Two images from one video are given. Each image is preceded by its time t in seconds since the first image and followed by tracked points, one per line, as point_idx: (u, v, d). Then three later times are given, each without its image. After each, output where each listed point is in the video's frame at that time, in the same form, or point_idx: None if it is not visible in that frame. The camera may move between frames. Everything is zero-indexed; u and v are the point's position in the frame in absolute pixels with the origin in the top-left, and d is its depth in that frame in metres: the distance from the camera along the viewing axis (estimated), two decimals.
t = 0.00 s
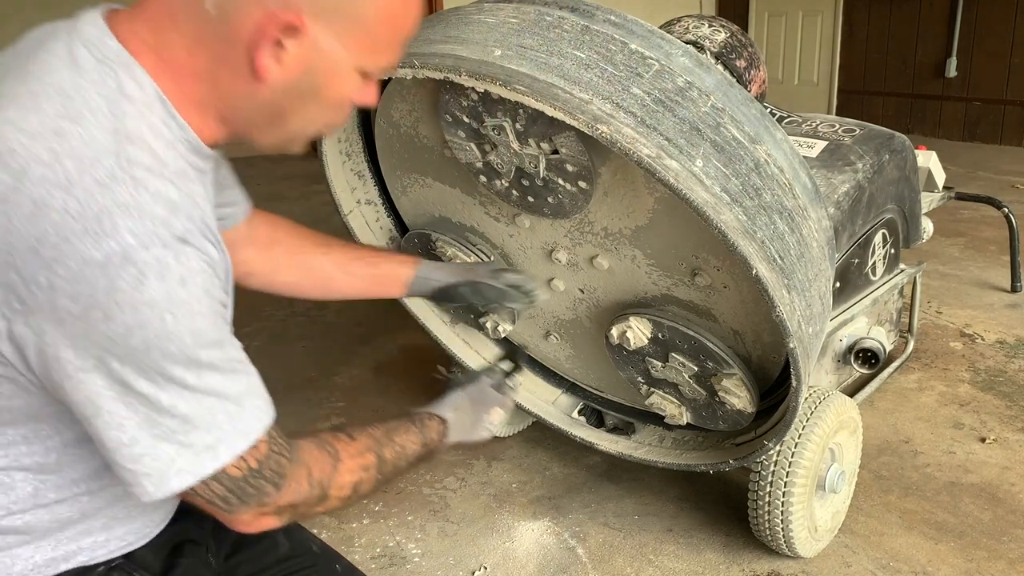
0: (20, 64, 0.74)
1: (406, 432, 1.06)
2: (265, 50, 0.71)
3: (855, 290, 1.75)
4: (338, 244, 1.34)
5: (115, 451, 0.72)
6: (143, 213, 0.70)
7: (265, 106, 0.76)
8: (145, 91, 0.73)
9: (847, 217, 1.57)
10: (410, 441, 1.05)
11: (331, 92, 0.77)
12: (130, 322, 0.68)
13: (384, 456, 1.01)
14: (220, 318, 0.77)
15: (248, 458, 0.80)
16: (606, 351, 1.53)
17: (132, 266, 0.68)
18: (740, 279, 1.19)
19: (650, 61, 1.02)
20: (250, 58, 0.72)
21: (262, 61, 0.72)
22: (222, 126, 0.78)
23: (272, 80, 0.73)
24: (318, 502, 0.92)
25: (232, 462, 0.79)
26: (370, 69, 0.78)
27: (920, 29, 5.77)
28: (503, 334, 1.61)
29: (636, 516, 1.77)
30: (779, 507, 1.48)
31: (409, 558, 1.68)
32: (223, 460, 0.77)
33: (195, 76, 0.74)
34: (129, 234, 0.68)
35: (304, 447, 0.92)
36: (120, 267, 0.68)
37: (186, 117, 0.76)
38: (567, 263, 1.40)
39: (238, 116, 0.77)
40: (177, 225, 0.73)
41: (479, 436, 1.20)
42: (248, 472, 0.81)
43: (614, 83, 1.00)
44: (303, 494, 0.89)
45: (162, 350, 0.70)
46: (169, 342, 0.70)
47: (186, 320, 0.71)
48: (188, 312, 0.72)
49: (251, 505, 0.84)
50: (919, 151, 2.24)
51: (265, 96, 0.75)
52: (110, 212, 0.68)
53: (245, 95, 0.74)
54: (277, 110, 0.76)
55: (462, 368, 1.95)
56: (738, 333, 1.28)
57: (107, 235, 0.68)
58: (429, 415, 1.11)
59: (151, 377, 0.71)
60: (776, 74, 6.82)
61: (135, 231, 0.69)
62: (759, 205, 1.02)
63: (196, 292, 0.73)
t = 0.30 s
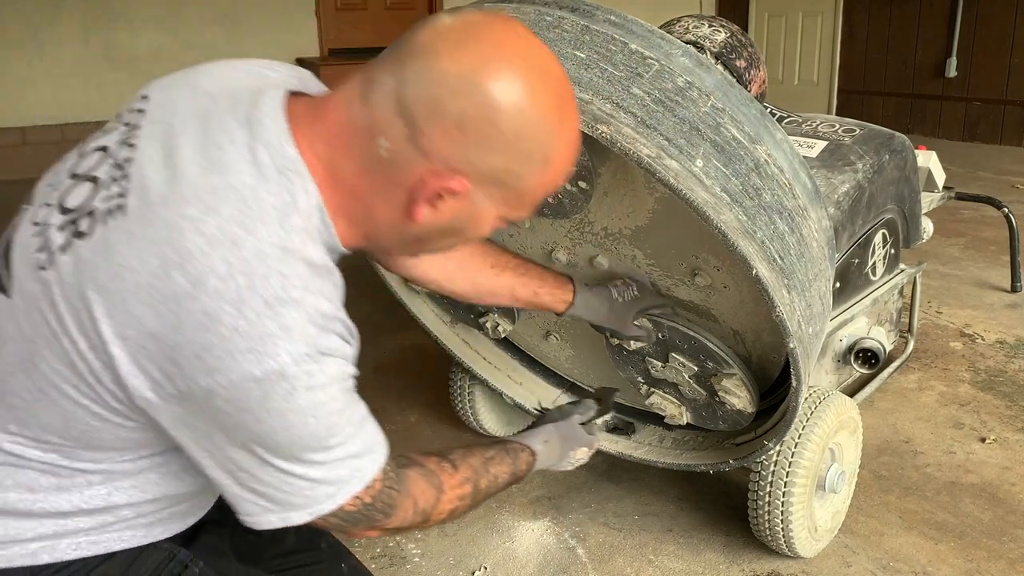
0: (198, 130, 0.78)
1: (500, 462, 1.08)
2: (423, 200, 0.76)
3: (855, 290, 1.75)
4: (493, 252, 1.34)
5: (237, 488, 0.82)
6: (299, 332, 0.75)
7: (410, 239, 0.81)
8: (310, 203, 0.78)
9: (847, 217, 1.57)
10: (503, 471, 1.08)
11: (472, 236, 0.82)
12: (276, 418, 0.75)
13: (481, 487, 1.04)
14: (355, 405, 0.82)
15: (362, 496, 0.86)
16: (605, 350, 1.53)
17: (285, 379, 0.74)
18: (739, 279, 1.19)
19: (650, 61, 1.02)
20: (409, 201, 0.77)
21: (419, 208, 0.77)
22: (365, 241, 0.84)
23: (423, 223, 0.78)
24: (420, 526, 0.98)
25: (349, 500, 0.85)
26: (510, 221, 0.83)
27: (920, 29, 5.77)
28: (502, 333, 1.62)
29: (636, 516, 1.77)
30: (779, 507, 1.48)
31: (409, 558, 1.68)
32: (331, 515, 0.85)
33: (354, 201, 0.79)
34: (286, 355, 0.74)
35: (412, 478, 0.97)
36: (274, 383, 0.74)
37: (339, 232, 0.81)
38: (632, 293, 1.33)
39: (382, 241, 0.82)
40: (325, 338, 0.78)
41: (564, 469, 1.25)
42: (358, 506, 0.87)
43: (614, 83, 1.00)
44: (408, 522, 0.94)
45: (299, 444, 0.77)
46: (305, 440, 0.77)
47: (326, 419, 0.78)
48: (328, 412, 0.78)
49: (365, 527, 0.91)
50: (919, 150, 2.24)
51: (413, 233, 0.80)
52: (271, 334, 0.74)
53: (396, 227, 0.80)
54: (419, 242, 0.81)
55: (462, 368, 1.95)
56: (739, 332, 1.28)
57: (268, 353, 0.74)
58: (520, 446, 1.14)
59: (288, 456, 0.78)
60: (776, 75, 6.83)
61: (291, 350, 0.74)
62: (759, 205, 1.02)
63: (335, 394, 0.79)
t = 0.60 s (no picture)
0: (321, 215, 0.84)
1: (567, 460, 1.25)
2: (529, 298, 0.86)
3: (855, 290, 1.75)
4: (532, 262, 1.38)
5: (358, 528, 0.93)
6: (430, 417, 0.84)
7: (508, 318, 0.91)
8: (429, 293, 0.86)
9: (848, 217, 1.57)
10: (569, 471, 1.25)
11: (564, 318, 0.93)
12: (404, 489, 0.84)
13: (554, 484, 1.20)
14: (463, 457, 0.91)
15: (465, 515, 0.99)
16: (605, 350, 1.53)
17: (418, 463, 0.83)
18: (739, 279, 1.19)
19: (650, 61, 1.02)
20: (516, 295, 0.87)
21: (524, 303, 0.87)
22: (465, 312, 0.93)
23: (524, 312, 0.88)
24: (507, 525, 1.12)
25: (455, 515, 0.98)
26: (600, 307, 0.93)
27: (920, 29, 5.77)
28: (502, 333, 1.62)
29: (636, 516, 1.77)
30: (779, 507, 1.48)
31: (409, 558, 1.68)
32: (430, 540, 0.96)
33: (465, 288, 0.88)
34: (420, 443, 0.83)
35: (498, 486, 1.10)
36: (410, 467, 0.83)
37: (447, 309, 0.91)
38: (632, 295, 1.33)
39: (483, 315, 0.92)
40: (443, 412, 0.87)
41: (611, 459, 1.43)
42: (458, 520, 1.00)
43: (615, 83, 1.00)
44: (498, 525, 1.08)
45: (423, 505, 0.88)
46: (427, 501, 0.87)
47: (445, 482, 0.87)
48: (447, 476, 0.87)
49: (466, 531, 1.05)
50: (919, 150, 2.24)
51: (513, 316, 0.90)
52: (408, 427, 0.82)
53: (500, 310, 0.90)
54: (515, 320, 0.92)
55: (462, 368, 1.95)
56: (738, 332, 1.28)
57: (405, 444, 0.82)
58: (584, 443, 1.32)
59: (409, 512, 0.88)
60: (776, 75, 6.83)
61: (424, 436, 0.83)
62: (759, 205, 1.02)
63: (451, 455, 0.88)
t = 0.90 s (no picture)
0: (342, 232, 0.87)
1: (567, 465, 1.26)
2: (544, 311, 0.93)
3: (855, 290, 1.75)
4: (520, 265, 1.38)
5: (365, 535, 0.97)
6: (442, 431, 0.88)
7: (521, 330, 0.99)
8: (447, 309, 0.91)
9: (848, 217, 1.57)
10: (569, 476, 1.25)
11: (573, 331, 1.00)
12: (415, 499, 0.88)
13: (553, 489, 1.21)
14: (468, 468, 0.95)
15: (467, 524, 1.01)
16: (605, 350, 1.52)
17: (430, 475, 0.87)
18: (739, 279, 1.19)
19: (650, 61, 1.02)
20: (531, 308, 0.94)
21: (539, 316, 0.94)
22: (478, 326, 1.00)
23: (538, 323, 0.96)
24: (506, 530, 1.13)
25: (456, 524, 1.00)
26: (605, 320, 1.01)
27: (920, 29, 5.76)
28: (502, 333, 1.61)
29: (636, 516, 1.77)
30: (779, 507, 1.48)
31: (409, 558, 1.67)
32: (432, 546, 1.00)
33: (482, 301, 0.95)
34: (433, 457, 0.87)
35: (500, 493, 1.11)
36: (424, 480, 0.87)
37: (462, 322, 0.97)
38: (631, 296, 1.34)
39: (496, 328, 0.99)
40: (452, 426, 0.91)
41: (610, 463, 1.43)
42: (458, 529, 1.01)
43: (614, 83, 1.00)
44: (498, 531, 1.09)
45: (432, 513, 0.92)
46: (436, 510, 0.92)
47: (452, 493, 0.92)
48: (454, 487, 0.92)
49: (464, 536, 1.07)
50: (920, 150, 2.23)
51: (527, 328, 0.97)
52: (424, 442, 0.86)
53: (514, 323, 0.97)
54: (526, 332, 0.99)
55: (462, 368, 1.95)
56: (738, 332, 1.28)
57: (420, 458, 0.86)
58: (584, 447, 1.32)
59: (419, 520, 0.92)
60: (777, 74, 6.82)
61: (436, 450, 0.87)
62: (759, 205, 1.02)
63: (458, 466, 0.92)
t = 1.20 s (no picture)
0: (322, 225, 0.87)
1: (568, 457, 1.26)
2: (520, 294, 0.92)
3: (855, 290, 1.75)
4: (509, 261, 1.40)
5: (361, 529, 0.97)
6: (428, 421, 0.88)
7: (503, 316, 0.98)
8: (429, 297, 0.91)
9: (848, 217, 1.57)
10: (572, 466, 1.26)
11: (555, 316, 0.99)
12: (405, 489, 0.89)
13: (556, 482, 1.21)
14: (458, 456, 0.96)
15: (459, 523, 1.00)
16: (605, 350, 1.52)
17: (418, 464, 0.88)
18: (740, 279, 1.19)
19: (650, 61, 1.01)
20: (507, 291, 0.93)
21: (516, 299, 0.93)
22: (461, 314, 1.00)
23: (516, 308, 0.95)
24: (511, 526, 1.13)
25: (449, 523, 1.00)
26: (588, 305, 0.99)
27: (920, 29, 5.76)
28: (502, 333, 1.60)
29: (636, 516, 1.77)
30: (779, 507, 1.48)
31: (409, 558, 1.67)
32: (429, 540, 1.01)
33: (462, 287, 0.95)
34: (420, 446, 0.87)
35: (502, 487, 1.11)
36: (411, 469, 0.87)
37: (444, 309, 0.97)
38: (630, 297, 1.34)
39: (479, 315, 0.99)
40: (439, 416, 0.91)
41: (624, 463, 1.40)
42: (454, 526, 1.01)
43: (614, 83, 1.00)
44: (502, 526, 1.09)
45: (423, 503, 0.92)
46: (428, 499, 0.92)
47: (442, 482, 0.92)
48: (444, 477, 0.92)
49: (468, 533, 1.07)
50: (920, 150, 2.23)
51: (507, 313, 0.96)
52: (410, 431, 0.86)
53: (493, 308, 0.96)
54: (508, 319, 0.98)
55: (462, 368, 1.95)
56: (738, 332, 1.28)
57: (407, 448, 0.86)
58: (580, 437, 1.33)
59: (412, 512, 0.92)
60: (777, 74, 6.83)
61: (423, 439, 0.87)
62: (759, 205, 1.02)
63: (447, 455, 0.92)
